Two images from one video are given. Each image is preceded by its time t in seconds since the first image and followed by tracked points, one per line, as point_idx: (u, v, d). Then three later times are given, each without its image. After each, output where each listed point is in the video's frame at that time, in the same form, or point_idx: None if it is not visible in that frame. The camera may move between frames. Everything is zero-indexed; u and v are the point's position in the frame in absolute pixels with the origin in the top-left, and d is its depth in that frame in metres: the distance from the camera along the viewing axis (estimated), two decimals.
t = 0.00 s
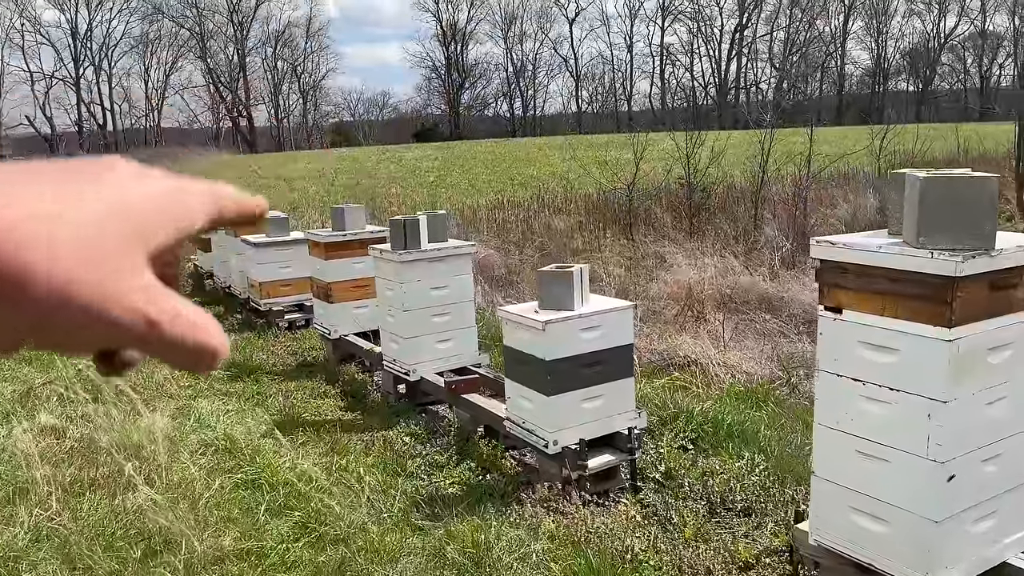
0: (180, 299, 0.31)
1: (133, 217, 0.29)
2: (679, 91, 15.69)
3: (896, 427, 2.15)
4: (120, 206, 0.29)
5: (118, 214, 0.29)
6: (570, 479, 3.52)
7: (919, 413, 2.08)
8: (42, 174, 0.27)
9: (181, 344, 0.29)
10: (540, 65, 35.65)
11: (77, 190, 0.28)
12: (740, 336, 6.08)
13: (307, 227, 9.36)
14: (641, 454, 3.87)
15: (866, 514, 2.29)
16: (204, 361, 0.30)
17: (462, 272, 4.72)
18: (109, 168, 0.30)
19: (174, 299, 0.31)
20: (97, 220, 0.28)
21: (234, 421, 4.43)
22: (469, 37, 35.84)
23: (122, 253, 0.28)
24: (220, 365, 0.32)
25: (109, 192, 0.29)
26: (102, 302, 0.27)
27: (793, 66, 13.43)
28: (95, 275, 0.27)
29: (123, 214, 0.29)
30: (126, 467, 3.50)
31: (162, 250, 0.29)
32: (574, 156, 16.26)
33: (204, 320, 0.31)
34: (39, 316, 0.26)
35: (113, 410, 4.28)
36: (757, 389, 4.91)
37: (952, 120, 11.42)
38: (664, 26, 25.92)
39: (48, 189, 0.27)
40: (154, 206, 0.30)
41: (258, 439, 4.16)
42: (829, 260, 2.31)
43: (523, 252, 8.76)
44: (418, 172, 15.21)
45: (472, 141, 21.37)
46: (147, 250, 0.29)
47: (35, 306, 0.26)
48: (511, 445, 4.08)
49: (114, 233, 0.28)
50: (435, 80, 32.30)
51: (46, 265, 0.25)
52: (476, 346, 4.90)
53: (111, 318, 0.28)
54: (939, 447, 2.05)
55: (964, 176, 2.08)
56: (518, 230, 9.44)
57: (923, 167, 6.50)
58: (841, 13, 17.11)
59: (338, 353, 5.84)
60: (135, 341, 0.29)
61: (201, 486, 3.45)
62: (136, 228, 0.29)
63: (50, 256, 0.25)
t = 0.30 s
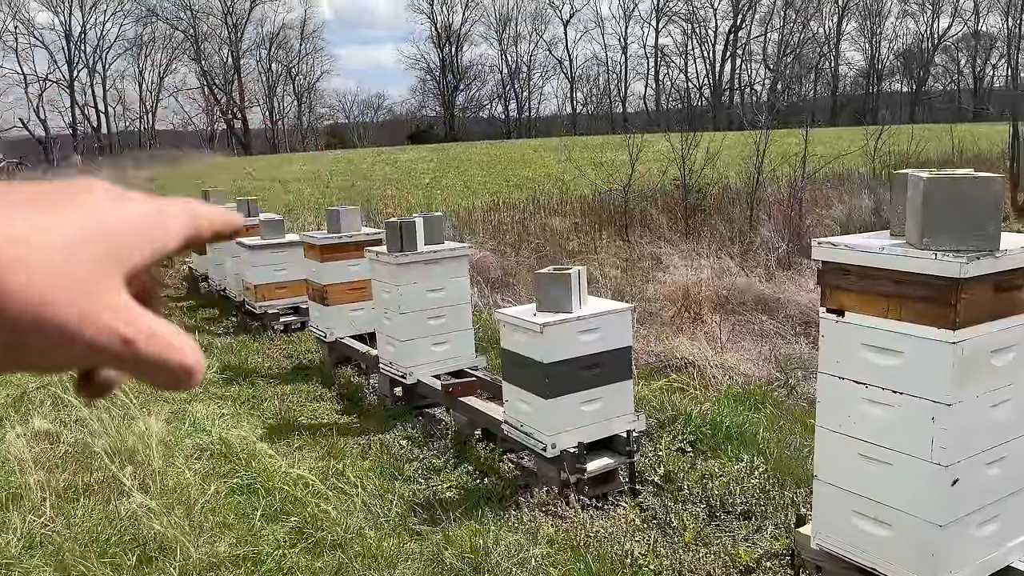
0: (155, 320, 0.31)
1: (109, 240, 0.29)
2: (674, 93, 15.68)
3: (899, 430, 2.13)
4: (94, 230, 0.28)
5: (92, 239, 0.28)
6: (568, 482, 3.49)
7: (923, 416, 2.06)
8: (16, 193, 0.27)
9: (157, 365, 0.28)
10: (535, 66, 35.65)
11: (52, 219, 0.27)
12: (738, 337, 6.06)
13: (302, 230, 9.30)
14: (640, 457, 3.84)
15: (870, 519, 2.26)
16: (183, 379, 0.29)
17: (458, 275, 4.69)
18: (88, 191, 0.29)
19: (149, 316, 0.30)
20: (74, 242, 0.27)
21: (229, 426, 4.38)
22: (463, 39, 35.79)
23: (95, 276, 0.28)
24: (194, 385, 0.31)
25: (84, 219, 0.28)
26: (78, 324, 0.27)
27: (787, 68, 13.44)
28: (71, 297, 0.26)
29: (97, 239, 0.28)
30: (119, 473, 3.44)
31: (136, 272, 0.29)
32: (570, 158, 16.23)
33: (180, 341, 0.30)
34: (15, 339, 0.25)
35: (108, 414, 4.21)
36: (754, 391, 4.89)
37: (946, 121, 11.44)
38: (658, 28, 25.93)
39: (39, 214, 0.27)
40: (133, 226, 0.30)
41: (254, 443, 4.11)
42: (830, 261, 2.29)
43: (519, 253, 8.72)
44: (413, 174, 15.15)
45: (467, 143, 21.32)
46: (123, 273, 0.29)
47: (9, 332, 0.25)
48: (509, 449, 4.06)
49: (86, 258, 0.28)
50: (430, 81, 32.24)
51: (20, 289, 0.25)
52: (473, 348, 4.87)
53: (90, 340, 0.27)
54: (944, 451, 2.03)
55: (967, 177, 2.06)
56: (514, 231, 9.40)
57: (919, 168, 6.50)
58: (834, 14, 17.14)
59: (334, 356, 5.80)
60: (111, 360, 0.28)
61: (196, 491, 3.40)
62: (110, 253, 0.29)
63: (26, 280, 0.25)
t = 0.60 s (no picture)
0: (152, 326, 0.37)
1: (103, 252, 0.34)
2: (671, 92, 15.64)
3: (911, 433, 2.10)
4: (93, 238, 0.34)
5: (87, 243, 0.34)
6: (572, 485, 3.45)
7: (937, 419, 2.03)
8: (27, 207, 0.32)
9: (153, 366, 0.35)
10: (531, 66, 35.58)
11: (54, 234, 0.32)
12: (738, 337, 6.02)
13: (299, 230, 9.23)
14: (644, 459, 3.81)
15: (882, 523, 2.23)
16: (180, 380, 0.36)
17: (459, 275, 4.65)
18: (88, 198, 0.35)
19: (143, 322, 0.36)
20: (71, 252, 0.33)
21: (227, 429, 4.33)
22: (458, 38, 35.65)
23: (96, 285, 0.34)
24: (186, 381, 0.38)
25: (85, 229, 0.34)
26: (79, 331, 0.32)
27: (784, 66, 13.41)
28: (72, 304, 0.32)
29: (97, 250, 0.34)
30: (116, 478, 3.38)
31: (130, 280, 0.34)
32: (567, 158, 16.17)
33: (176, 343, 0.37)
34: (24, 344, 0.31)
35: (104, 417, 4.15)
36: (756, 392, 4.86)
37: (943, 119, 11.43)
38: (653, 27, 25.87)
39: (37, 226, 0.32)
40: (131, 233, 0.36)
41: (253, 447, 4.06)
42: (841, 262, 2.26)
43: (517, 253, 8.67)
44: (410, 175, 15.06)
45: (463, 143, 21.24)
46: (119, 281, 0.34)
47: (24, 337, 0.31)
48: (511, 451, 4.02)
49: (81, 267, 0.33)
50: (426, 81, 32.12)
51: (22, 299, 0.30)
52: (474, 349, 4.83)
53: (88, 345, 0.32)
54: (958, 454, 2.01)
55: (981, 177, 2.03)
56: (512, 231, 9.34)
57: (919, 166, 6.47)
58: (830, 13, 17.12)
59: (332, 357, 5.75)
60: (111, 363, 0.34)
61: (195, 494, 3.35)
62: (106, 264, 0.34)
63: (27, 293, 0.30)
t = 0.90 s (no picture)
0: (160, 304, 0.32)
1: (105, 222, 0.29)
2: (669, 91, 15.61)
3: (928, 436, 2.07)
4: (86, 217, 0.29)
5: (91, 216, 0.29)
6: (578, 488, 3.43)
7: (954, 421, 2.00)
8: (26, 184, 0.27)
9: (150, 349, 0.29)
10: (528, 64, 35.50)
11: (46, 205, 0.28)
12: (740, 336, 5.99)
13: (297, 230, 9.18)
14: (650, 460, 3.78)
15: (897, 526, 2.21)
16: (181, 364, 0.30)
17: (461, 275, 4.60)
18: (79, 174, 0.30)
19: (148, 302, 0.31)
20: (74, 227, 0.28)
21: (229, 431, 4.29)
22: (454, 37, 35.57)
23: (93, 262, 0.29)
24: (194, 363, 0.32)
25: (73, 202, 0.29)
26: (77, 313, 0.28)
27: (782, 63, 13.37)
28: (72, 287, 0.28)
29: (94, 226, 0.29)
30: (117, 482, 3.33)
31: (131, 256, 0.29)
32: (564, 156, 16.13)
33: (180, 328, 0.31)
34: (21, 326, 0.27)
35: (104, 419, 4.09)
36: (760, 391, 4.82)
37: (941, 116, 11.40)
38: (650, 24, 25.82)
39: (43, 204, 0.27)
40: (129, 214, 0.30)
41: (255, 450, 4.01)
42: (856, 263, 2.23)
43: (517, 252, 8.62)
44: (408, 173, 15.00)
45: (461, 141, 21.17)
46: (118, 259, 0.29)
47: (15, 318, 0.27)
48: (515, 453, 3.98)
49: (79, 244, 0.29)
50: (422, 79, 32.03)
51: (22, 278, 0.26)
52: (476, 350, 4.79)
53: (87, 327, 0.28)
54: (976, 458, 1.98)
55: (998, 176, 2.00)
56: (511, 230, 9.29)
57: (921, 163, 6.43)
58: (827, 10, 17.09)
59: (333, 358, 5.71)
60: (108, 345, 0.29)
61: (198, 498, 3.30)
62: (105, 239, 0.29)
63: (27, 271, 0.26)
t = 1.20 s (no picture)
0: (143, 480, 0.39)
1: (66, 406, 0.39)
2: (670, 85, 15.53)
3: (941, 431, 2.05)
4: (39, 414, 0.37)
5: (50, 399, 0.39)
6: (586, 484, 3.39)
7: (968, 416, 1.97)
8: None
9: (139, 515, 0.36)
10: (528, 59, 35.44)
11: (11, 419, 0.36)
12: (744, 330, 5.96)
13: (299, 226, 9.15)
14: (657, 456, 3.76)
15: (911, 522, 2.18)
16: (170, 526, 0.37)
17: (466, 271, 4.58)
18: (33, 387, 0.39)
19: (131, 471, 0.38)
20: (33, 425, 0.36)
21: (233, 428, 4.26)
22: (454, 32, 35.47)
23: (57, 444, 0.36)
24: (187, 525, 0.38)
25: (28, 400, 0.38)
26: (52, 491, 0.34)
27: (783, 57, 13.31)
28: (46, 478, 0.35)
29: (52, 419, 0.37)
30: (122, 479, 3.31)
31: (82, 432, 0.38)
32: (566, 151, 16.09)
33: (159, 479, 0.37)
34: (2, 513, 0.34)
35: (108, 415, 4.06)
36: (764, 386, 4.80)
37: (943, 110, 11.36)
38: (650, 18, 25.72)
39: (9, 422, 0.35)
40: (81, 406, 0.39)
41: (259, 446, 3.99)
42: (869, 255, 2.20)
43: (519, 247, 8.59)
44: (408, 170, 14.96)
45: (461, 137, 21.13)
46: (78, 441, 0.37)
47: None
48: (522, 449, 3.97)
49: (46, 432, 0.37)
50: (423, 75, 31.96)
51: None
52: (481, 346, 4.77)
53: (63, 501, 0.34)
54: (991, 452, 1.95)
55: (1012, 168, 1.97)
56: (514, 225, 9.26)
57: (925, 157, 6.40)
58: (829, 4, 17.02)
59: (337, 354, 5.70)
60: (97, 521, 0.35)
61: (204, 495, 3.28)
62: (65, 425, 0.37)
63: None
